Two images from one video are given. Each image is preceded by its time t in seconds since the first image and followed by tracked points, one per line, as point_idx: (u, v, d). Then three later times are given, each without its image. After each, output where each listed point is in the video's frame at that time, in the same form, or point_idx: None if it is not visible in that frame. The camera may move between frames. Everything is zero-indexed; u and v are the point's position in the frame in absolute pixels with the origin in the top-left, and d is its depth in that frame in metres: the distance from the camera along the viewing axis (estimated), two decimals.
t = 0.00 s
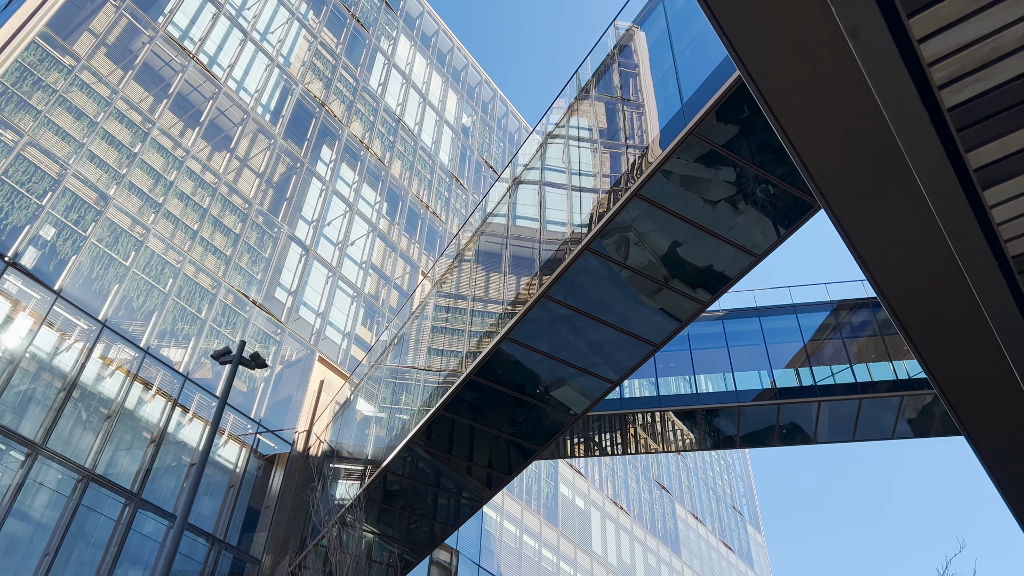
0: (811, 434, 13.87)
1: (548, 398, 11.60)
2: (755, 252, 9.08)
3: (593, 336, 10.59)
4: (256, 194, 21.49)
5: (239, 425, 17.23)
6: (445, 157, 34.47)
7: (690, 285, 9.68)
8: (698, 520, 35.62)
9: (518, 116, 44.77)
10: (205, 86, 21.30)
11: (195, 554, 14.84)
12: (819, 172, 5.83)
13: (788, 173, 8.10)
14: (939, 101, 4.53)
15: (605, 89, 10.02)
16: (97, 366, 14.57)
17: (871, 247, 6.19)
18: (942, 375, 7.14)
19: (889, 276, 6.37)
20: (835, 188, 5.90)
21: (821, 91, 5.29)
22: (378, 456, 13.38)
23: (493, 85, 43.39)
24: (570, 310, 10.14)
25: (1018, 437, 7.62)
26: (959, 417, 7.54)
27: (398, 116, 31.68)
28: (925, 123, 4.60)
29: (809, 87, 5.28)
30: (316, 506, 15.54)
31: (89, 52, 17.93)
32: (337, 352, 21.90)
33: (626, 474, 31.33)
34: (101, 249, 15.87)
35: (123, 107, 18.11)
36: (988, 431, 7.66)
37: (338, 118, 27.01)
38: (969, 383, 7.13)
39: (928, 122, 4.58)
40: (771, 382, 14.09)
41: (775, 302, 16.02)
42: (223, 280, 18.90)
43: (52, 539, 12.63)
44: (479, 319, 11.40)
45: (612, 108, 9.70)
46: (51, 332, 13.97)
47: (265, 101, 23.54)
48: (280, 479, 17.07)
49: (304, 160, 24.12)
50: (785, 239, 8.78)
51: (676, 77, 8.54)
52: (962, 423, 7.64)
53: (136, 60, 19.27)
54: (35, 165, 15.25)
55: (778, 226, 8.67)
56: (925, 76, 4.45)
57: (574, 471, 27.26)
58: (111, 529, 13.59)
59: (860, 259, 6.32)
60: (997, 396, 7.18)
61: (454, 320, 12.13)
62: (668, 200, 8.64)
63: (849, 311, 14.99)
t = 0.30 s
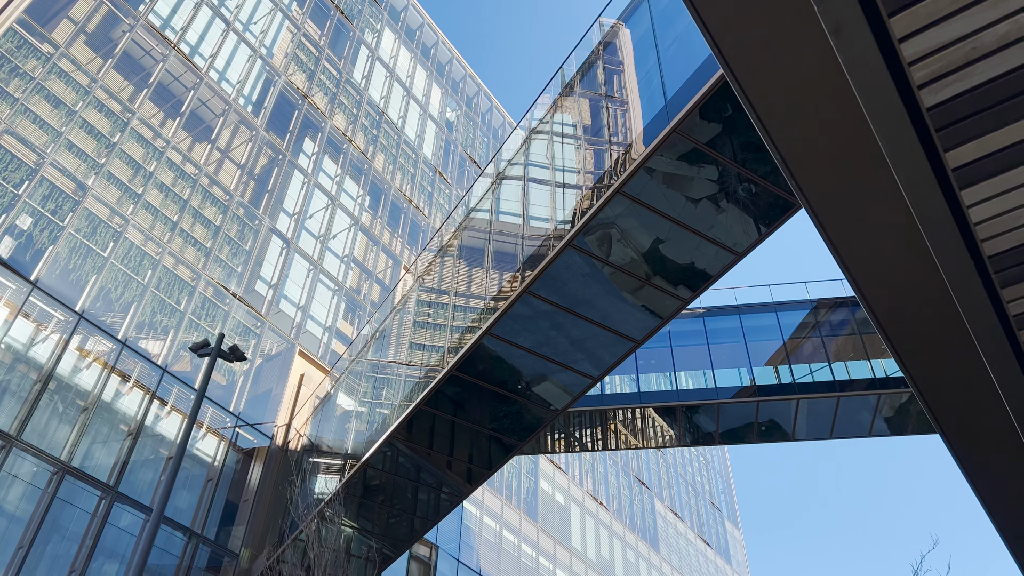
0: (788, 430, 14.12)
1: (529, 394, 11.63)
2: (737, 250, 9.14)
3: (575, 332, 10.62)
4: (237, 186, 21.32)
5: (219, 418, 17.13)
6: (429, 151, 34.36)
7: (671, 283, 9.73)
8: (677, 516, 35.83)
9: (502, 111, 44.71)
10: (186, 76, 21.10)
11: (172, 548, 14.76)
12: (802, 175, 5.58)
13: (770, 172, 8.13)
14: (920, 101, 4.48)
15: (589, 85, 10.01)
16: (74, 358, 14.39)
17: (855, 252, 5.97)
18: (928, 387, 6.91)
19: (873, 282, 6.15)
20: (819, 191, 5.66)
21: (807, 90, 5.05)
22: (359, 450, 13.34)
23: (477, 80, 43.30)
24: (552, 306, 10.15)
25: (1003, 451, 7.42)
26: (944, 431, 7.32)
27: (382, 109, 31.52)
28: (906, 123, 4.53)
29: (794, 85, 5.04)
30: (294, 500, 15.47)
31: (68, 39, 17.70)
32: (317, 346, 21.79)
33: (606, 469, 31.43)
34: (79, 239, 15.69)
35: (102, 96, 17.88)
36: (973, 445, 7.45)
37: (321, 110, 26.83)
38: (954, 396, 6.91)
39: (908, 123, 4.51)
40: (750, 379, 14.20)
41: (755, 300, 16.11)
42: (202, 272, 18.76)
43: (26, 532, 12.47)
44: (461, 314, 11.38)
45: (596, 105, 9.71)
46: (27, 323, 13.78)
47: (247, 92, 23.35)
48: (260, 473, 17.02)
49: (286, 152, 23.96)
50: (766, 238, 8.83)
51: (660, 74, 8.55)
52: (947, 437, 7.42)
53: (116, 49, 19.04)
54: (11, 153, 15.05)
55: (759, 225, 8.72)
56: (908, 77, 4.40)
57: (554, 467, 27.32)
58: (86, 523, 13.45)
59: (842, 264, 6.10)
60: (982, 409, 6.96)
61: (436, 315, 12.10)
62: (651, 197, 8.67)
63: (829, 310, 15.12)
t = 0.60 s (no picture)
0: (772, 426, 14.10)
1: (514, 388, 11.62)
2: (722, 246, 9.17)
3: (560, 327, 10.63)
4: (222, 177, 21.18)
5: (201, 412, 17.07)
6: (416, 145, 34.25)
7: (657, 279, 9.75)
8: (660, 510, 36.02)
9: (489, 105, 44.65)
10: (170, 66, 20.92)
11: (154, 541, 14.70)
12: (790, 176, 5.56)
13: (756, 168, 8.16)
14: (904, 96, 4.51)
15: (576, 80, 10.01)
16: (55, 350, 14.24)
17: (840, 252, 5.96)
18: (910, 388, 6.93)
19: (858, 283, 6.15)
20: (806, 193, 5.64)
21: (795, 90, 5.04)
22: (343, 444, 13.31)
23: (464, 73, 43.21)
24: (538, 301, 10.15)
25: (984, 452, 7.45)
26: (926, 432, 7.35)
27: (368, 101, 31.38)
28: (888, 119, 4.56)
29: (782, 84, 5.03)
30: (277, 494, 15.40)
31: (49, 27, 17.51)
32: (302, 340, 21.71)
33: (590, 464, 31.53)
34: (61, 230, 15.54)
35: (84, 86, 17.69)
36: (954, 447, 7.48)
37: (307, 102, 26.68)
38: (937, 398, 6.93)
39: (891, 118, 4.54)
40: (734, 375, 14.28)
41: (739, 296, 16.19)
42: (186, 264, 18.64)
43: (6, 524, 12.34)
44: (446, 308, 11.35)
45: (583, 100, 9.70)
46: (7, 314, 13.64)
47: (232, 83, 23.19)
48: (242, 467, 16.80)
49: (271, 144, 23.81)
50: (751, 234, 8.86)
51: (647, 69, 8.55)
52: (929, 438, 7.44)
53: (99, 38, 18.84)
54: None
55: (744, 221, 8.74)
56: (892, 73, 4.43)
57: (538, 461, 27.37)
58: (67, 516, 13.34)
59: (827, 264, 6.10)
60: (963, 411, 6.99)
61: (421, 309, 12.07)
62: (637, 193, 8.68)
63: (812, 306, 15.23)
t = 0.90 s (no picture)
0: (759, 420, 14.21)
1: (503, 381, 11.63)
2: (711, 241, 9.21)
3: (550, 321, 10.64)
4: (210, 169, 21.07)
5: (189, 404, 16.98)
6: (405, 137, 34.16)
7: (647, 273, 9.78)
8: (648, 503, 36.19)
9: (479, 98, 44.60)
10: (158, 57, 20.78)
11: (141, 535, 14.64)
12: (780, 171, 5.58)
13: (746, 164, 8.18)
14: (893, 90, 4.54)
15: (567, 73, 10.00)
16: (41, 342, 14.14)
17: (829, 246, 5.99)
18: (899, 383, 6.96)
19: (847, 276, 6.18)
20: (797, 188, 5.65)
21: (786, 85, 5.07)
22: (331, 437, 13.29)
23: (454, 66, 43.12)
24: (528, 295, 10.16)
25: (971, 445, 7.49)
26: (913, 425, 7.38)
27: (358, 94, 31.27)
28: (878, 113, 4.58)
29: (773, 79, 5.06)
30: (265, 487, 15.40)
31: (36, 17, 17.35)
32: (290, 333, 21.64)
33: (579, 457, 31.63)
34: (47, 221, 15.43)
35: (72, 76, 17.56)
36: (941, 440, 7.51)
37: (296, 94, 26.56)
38: (924, 391, 6.96)
39: (881, 113, 4.57)
40: (722, 369, 14.36)
41: (728, 291, 16.23)
42: (174, 256, 18.55)
43: None
44: (436, 301, 11.34)
45: (573, 94, 9.69)
46: None
47: (221, 74, 23.07)
48: (230, 460, 16.82)
49: (260, 136, 23.70)
50: (740, 229, 8.90)
51: (638, 63, 8.55)
52: (916, 432, 7.48)
53: (87, 27, 18.69)
54: None
55: (733, 216, 8.78)
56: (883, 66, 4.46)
57: (527, 455, 27.43)
58: (53, 509, 13.28)
59: (817, 258, 6.12)
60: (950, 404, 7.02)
61: (411, 302, 12.05)
62: (627, 187, 8.70)
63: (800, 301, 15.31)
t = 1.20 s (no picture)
0: (750, 414, 14.34)
1: (496, 375, 11.62)
2: (703, 235, 9.23)
3: (543, 315, 10.65)
4: (202, 162, 20.98)
5: (181, 398, 16.95)
6: (398, 131, 34.07)
7: (639, 267, 9.80)
8: (640, 497, 36.32)
9: (472, 92, 44.54)
10: (150, 49, 20.66)
11: (133, 529, 14.61)
12: (772, 162, 5.57)
13: (738, 158, 8.20)
14: (886, 84, 4.55)
15: (560, 67, 9.98)
16: (32, 335, 14.07)
17: (821, 238, 5.99)
18: (892, 377, 6.98)
19: (839, 268, 6.18)
20: (789, 180, 5.65)
21: (778, 80, 5.07)
22: (324, 431, 13.27)
23: (448, 60, 43.04)
24: (520, 289, 10.16)
25: (962, 438, 7.50)
26: (904, 418, 7.39)
27: (351, 87, 31.16)
28: (870, 106, 4.58)
29: (768, 75, 5.07)
30: (257, 481, 15.39)
31: (26, 8, 17.23)
32: (283, 326, 21.60)
33: (571, 451, 31.69)
34: (37, 214, 15.35)
35: (62, 68, 17.45)
36: (932, 434, 7.53)
37: (288, 87, 26.46)
38: (915, 384, 6.97)
39: (873, 105, 4.57)
40: (715, 363, 14.36)
41: (720, 286, 16.26)
42: (165, 250, 18.48)
43: None
44: (429, 296, 11.33)
45: (567, 88, 9.68)
46: None
47: (213, 67, 22.96)
48: (222, 454, 16.82)
49: (252, 129, 23.60)
50: (732, 224, 8.92)
51: (631, 57, 8.54)
52: (907, 425, 7.50)
53: (77, 19, 18.57)
54: None
55: (726, 211, 8.80)
56: (876, 60, 4.47)
57: (520, 449, 27.47)
58: (44, 502, 13.24)
59: (809, 250, 6.12)
60: (941, 397, 7.04)
61: (404, 296, 12.04)
62: (620, 181, 8.70)
63: (792, 296, 15.36)
